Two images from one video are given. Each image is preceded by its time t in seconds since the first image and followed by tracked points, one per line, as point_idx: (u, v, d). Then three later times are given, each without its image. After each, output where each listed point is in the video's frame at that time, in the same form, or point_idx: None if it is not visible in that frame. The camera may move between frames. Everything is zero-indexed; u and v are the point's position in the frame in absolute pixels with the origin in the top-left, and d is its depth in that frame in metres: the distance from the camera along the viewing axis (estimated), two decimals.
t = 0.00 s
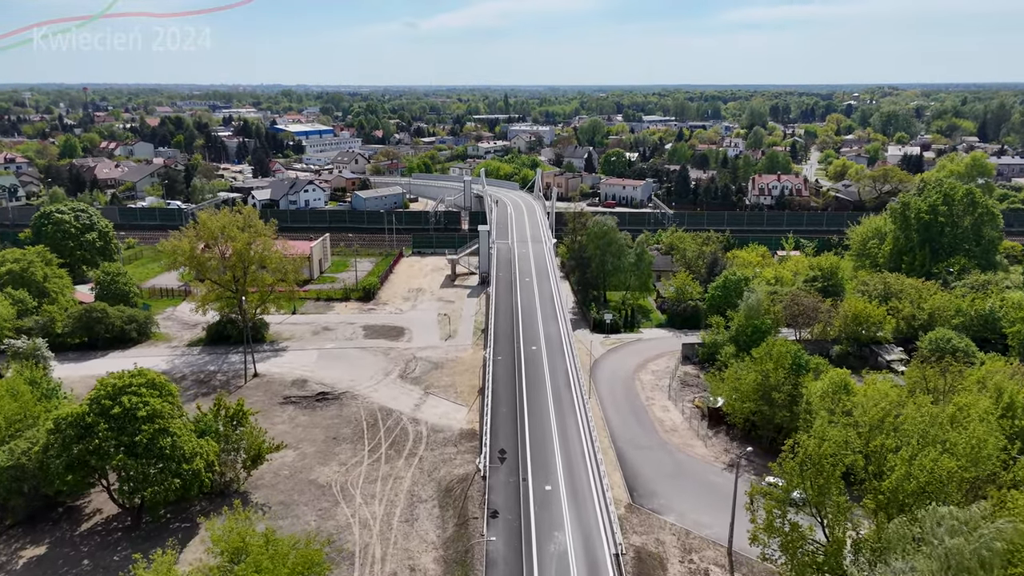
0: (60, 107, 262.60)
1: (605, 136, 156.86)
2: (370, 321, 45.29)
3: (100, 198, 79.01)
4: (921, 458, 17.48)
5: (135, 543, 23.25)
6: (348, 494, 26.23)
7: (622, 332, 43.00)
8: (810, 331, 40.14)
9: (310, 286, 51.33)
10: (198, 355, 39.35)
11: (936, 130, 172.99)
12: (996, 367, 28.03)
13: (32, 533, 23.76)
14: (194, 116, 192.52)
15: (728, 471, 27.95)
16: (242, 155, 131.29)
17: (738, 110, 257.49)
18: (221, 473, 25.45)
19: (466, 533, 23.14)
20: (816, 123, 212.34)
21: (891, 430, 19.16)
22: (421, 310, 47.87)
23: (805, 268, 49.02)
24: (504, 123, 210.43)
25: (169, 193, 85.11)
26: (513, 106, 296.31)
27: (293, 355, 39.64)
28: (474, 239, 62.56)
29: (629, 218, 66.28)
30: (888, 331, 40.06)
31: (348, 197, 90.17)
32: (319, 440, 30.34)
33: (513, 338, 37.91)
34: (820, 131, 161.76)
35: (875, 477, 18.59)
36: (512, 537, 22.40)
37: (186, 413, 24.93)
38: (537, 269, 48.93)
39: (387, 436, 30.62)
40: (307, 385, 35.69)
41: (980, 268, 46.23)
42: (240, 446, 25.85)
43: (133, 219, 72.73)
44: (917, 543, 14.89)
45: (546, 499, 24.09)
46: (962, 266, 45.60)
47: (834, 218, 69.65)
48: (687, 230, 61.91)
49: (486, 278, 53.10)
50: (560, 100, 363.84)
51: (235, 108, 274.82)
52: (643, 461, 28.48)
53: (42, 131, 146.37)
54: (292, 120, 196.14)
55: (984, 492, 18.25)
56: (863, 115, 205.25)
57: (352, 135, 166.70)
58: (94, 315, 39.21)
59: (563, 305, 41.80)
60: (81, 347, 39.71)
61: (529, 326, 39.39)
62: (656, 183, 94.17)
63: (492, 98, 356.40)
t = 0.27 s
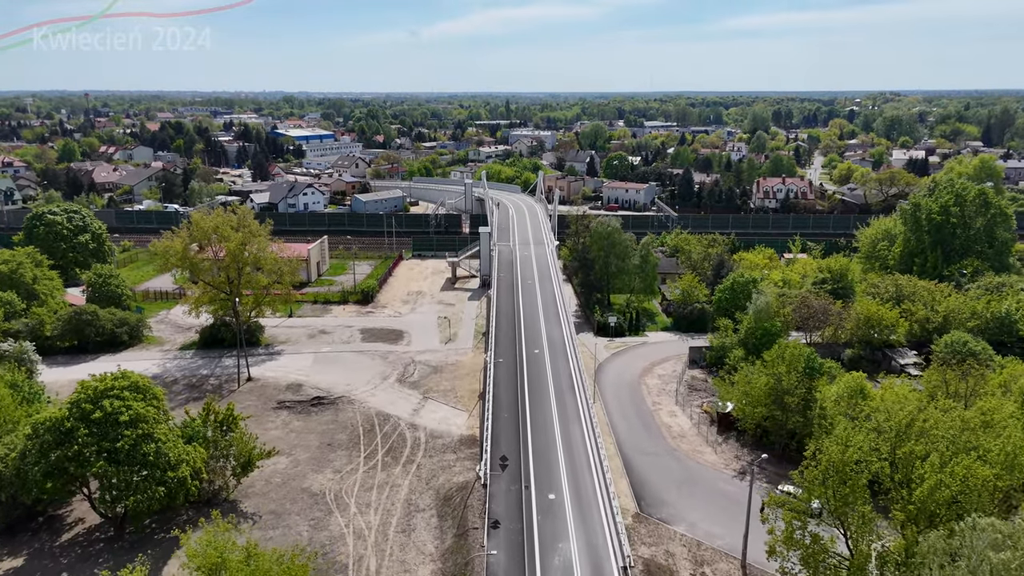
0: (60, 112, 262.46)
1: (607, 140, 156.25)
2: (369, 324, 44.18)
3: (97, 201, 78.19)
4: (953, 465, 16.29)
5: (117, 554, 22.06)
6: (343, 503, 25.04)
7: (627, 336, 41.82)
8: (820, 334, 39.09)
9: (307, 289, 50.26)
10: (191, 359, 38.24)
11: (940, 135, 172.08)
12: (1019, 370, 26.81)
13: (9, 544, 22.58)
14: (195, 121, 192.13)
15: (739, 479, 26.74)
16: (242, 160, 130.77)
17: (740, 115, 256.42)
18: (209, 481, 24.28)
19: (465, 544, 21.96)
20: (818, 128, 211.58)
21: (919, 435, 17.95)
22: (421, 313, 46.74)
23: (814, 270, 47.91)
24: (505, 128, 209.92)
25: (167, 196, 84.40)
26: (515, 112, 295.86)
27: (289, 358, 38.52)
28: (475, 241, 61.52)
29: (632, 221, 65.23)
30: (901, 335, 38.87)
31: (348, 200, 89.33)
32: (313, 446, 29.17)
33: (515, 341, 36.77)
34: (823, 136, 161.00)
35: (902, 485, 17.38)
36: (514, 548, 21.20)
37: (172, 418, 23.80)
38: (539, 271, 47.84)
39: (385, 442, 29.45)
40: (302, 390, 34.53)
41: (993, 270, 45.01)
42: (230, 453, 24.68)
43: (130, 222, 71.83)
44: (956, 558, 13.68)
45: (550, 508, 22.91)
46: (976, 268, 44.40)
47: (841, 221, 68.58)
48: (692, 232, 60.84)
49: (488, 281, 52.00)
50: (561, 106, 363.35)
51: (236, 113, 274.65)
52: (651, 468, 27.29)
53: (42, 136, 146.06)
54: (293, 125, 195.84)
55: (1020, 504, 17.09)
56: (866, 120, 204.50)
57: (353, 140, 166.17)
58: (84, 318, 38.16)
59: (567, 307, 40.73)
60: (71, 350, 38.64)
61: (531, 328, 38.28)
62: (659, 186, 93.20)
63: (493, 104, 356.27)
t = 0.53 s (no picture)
0: (59, 115, 261.55)
1: (608, 142, 155.54)
2: (365, 325, 43.06)
3: (92, 202, 77.21)
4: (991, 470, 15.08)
5: (95, 565, 20.87)
6: (335, 510, 23.86)
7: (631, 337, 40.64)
8: (830, 335, 37.95)
9: (303, 290, 49.18)
10: (182, 360, 37.09)
11: (942, 137, 171.15)
12: None
13: None
14: (194, 124, 191.41)
15: (750, 485, 25.55)
16: (241, 161, 130.04)
17: (740, 118, 255.57)
18: (195, 487, 23.08)
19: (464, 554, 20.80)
20: (819, 130, 210.73)
21: (950, 437, 16.75)
22: (419, 314, 45.61)
23: (821, 270, 46.77)
24: (505, 131, 209.22)
25: (163, 197, 83.55)
26: (515, 115, 294.99)
27: (282, 360, 37.38)
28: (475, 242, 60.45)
29: (635, 221, 64.14)
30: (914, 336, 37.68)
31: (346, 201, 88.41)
32: (306, 450, 27.99)
33: (516, 341, 35.64)
34: (825, 138, 160.19)
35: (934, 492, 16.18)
36: (515, 558, 20.03)
37: (156, 421, 22.61)
38: (540, 271, 46.73)
39: (380, 446, 28.29)
40: (296, 392, 33.37)
41: (1006, 269, 43.81)
42: (217, 457, 23.45)
43: (125, 223, 70.82)
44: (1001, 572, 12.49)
45: (553, 516, 21.74)
46: (988, 268, 43.23)
47: (846, 222, 67.50)
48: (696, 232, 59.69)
49: (487, 281, 50.88)
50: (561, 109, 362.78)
51: (236, 116, 273.92)
52: (658, 473, 26.10)
53: (39, 139, 145.47)
54: (293, 128, 195.30)
55: None
56: (868, 123, 203.76)
57: (353, 142, 165.45)
58: (71, 318, 37.05)
59: (569, 307, 39.61)
60: (58, 352, 37.52)
61: (532, 329, 37.13)
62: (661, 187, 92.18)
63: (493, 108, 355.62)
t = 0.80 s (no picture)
0: (57, 117, 260.49)
1: (609, 143, 154.69)
2: (361, 324, 41.87)
3: (86, 201, 76.14)
4: None
5: None
6: (327, 517, 22.66)
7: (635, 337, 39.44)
8: (841, 335, 36.80)
9: (298, 289, 48.01)
10: (171, 361, 35.91)
11: (945, 137, 170.06)
12: None
13: None
14: (192, 125, 190.46)
15: (762, 490, 24.34)
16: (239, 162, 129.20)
17: (741, 119, 254.60)
18: (178, 494, 21.86)
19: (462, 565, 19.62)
20: (821, 131, 209.74)
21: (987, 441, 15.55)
22: (417, 314, 44.42)
23: (829, 268, 45.58)
24: (505, 132, 208.29)
25: (158, 196, 82.48)
26: (515, 117, 294.11)
27: (275, 361, 36.19)
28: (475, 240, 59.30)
29: (637, 219, 63.00)
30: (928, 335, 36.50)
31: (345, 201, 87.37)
32: (297, 454, 26.78)
33: (516, 341, 34.46)
34: (827, 139, 159.06)
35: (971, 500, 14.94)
36: (516, 569, 18.84)
37: (136, 424, 21.40)
38: (541, 270, 45.57)
39: (375, 450, 27.10)
40: (288, 394, 32.17)
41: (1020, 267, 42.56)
42: (202, 462, 22.23)
43: (119, 222, 69.72)
44: None
45: (556, 524, 20.55)
46: (1002, 266, 42.01)
47: (852, 221, 66.36)
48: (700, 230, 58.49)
49: (487, 280, 49.71)
50: (561, 111, 361.88)
51: (235, 118, 273.00)
52: (666, 479, 24.89)
53: (35, 139, 144.63)
54: (292, 129, 194.24)
55: None
56: (870, 124, 202.68)
57: (352, 143, 164.60)
58: (57, 317, 35.87)
59: (571, 306, 38.42)
60: (44, 352, 36.34)
61: (533, 329, 35.95)
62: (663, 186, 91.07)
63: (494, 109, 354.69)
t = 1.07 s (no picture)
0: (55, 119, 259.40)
1: (609, 144, 153.76)
2: (357, 325, 40.67)
3: (80, 201, 75.03)
4: None
5: None
6: (317, 527, 21.46)
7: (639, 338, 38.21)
8: (852, 336, 35.49)
9: (293, 289, 46.85)
10: (160, 362, 34.72)
11: (948, 138, 169.12)
12: None
13: None
14: (190, 126, 189.53)
15: (775, 498, 23.14)
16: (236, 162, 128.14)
17: (741, 120, 253.97)
18: (159, 502, 20.66)
19: None
20: (822, 133, 208.88)
21: None
22: (414, 314, 43.24)
23: (837, 267, 44.42)
24: (505, 133, 207.29)
25: (153, 196, 81.34)
26: (515, 119, 293.23)
27: (268, 362, 35.01)
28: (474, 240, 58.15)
29: (639, 218, 61.86)
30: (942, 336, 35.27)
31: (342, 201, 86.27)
32: (288, 459, 25.59)
33: (516, 341, 33.24)
34: (829, 140, 158.05)
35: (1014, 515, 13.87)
36: None
37: (115, 428, 20.17)
38: (542, 269, 44.40)
39: (369, 455, 25.87)
40: (280, 396, 30.96)
41: None
42: (185, 468, 21.03)
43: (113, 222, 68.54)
44: None
45: (559, 534, 19.36)
46: (1016, 265, 40.84)
47: (858, 220, 65.26)
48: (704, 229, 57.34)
49: (487, 280, 48.55)
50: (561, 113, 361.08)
51: (234, 120, 272.03)
52: (674, 485, 23.69)
53: (31, 140, 143.66)
54: (290, 130, 193.27)
55: None
56: (872, 125, 201.70)
57: (351, 144, 163.67)
58: (42, 317, 34.70)
59: (573, 306, 37.23)
60: (28, 353, 35.15)
61: (534, 329, 34.75)
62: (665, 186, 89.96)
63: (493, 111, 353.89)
